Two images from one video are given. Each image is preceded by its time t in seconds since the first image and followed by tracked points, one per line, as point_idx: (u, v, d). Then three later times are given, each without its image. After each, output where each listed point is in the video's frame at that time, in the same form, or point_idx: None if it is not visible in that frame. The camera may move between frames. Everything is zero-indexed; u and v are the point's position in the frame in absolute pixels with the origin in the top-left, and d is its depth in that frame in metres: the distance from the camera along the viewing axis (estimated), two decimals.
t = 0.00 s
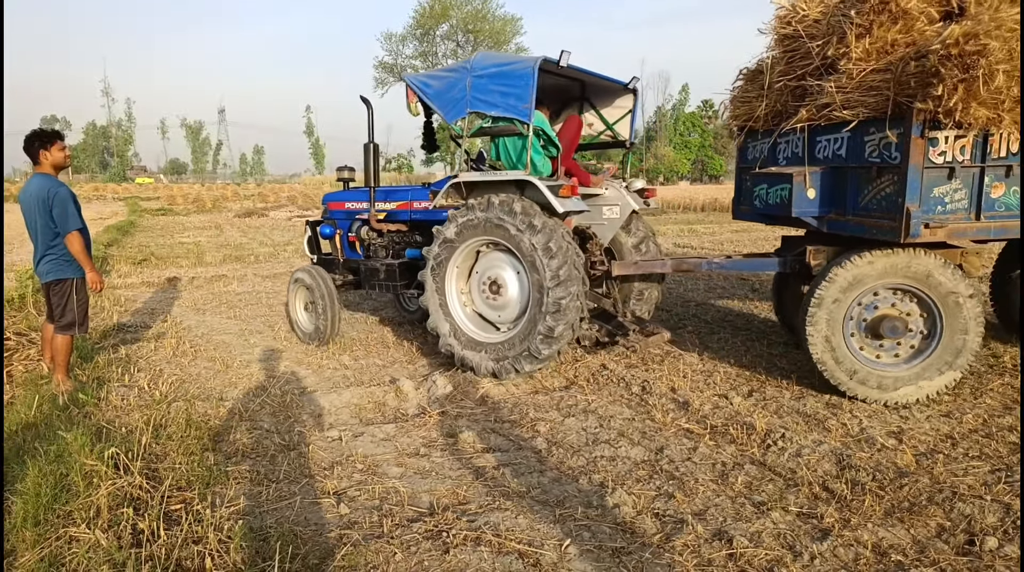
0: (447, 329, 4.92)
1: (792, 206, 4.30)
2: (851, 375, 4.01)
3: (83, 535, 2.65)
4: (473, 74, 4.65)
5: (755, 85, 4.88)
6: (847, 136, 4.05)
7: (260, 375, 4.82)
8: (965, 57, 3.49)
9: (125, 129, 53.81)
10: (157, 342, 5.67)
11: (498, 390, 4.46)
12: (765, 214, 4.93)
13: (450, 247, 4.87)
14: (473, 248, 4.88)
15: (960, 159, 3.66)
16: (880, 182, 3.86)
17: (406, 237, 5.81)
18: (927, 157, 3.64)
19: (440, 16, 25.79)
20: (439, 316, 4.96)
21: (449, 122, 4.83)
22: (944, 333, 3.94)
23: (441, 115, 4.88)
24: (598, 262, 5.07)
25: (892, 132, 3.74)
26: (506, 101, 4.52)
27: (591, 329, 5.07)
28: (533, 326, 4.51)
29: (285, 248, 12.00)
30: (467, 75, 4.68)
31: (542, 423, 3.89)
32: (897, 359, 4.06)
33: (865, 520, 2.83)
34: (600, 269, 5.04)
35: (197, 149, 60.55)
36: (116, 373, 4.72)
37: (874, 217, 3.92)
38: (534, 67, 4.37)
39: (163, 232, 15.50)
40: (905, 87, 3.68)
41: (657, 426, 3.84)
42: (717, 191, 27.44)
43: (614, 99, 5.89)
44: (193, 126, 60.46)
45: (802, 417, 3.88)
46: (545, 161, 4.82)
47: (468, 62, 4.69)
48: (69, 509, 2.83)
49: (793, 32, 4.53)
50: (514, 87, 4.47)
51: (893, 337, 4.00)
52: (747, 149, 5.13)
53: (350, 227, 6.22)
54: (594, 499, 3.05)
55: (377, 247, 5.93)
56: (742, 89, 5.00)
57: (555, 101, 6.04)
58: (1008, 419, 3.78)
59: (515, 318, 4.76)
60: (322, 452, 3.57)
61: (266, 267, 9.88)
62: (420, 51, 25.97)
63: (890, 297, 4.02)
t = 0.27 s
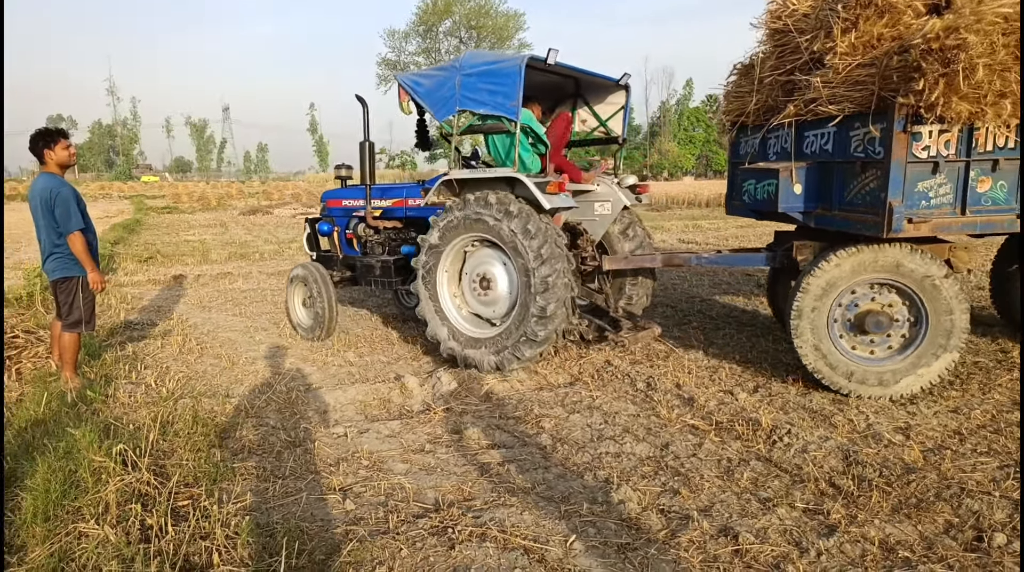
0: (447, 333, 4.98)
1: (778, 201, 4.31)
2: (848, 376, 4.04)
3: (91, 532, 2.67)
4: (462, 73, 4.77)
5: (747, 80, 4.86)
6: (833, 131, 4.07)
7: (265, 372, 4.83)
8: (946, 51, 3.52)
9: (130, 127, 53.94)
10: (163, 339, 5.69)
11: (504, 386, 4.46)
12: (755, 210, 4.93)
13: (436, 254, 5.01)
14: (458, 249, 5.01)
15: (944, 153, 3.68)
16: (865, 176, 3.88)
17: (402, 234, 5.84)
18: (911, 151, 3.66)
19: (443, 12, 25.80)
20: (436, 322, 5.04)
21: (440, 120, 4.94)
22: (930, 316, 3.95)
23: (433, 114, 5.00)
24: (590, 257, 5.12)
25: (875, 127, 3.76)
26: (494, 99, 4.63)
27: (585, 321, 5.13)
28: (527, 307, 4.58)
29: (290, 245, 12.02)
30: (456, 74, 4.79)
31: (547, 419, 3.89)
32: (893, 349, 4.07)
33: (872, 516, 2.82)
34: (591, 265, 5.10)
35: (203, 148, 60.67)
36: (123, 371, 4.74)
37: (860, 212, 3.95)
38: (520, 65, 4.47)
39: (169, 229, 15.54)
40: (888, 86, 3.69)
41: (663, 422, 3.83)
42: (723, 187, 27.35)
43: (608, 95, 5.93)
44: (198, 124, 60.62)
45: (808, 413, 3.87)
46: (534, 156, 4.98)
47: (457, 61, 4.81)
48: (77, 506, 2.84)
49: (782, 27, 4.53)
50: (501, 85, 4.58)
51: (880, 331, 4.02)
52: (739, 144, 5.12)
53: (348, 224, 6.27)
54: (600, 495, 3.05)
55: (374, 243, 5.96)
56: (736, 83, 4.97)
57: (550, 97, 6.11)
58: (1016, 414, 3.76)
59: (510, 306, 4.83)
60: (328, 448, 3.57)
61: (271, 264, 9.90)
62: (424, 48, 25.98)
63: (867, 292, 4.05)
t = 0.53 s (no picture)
0: (447, 338, 4.98)
1: (766, 203, 4.34)
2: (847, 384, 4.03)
3: (94, 525, 2.67)
4: (455, 75, 4.83)
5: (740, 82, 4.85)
6: (820, 135, 4.12)
7: (270, 368, 4.84)
8: (925, 58, 3.52)
9: (139, 121, 54.14)
10: (168, 333, 5.69)
11: (508, 385, 4.45)
12: (745, 213, 4.97)
13: (425, 263, 5.09)
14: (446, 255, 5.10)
15: (927, 159, 3.70)
16: (848, 181, 3.91)
17: (401, 233, 5.89)
18: (893, 156, 3.69)
19: (453, 11, 25.81)
20: (434, 331, 5.04)
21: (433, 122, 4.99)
22: (911, 309, 3.97)
23: (426, 116, 5.05)
24: (582, 259, 5.13)
25: (858, 132, 3.80)
26: (487, 101, 4.68)
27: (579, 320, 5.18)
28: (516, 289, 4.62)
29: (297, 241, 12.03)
30: (451, 77, 4.84)
31: (551, 419, 3.88)
32: (885, 348, 4.09)
33: (877, 522, 2.80)
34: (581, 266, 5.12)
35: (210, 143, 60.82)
36: (128, 364, 4.75)
37: (843, 215, 3.98)
38: (512, 68, 4.53)
39: (175, 225, 15.57)
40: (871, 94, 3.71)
41: (667, 424, 3.82)
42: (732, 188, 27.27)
43: (603, 98, 5.96)
44: (206, 120, 60.80)
45: (813, 417, 3.85)
46: (528, 158, 4.95)
47: (452, 64, 4.86)
48: (80, 499, 2.84)
49: (774, 31, 4.51)
50: (494, 87, 4.63)
51: (866, 335, 4.05)
52: (733, 146, 5.15)
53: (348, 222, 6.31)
54: (603, 496, 3.03)
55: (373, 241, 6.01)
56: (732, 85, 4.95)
57: (546, 99, 6.14)
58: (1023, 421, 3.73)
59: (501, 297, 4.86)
60: (331, 445, 3.57)
61: (277, 260, 9.91)
62: (432, 47, 25.99)
63: (844, 298, 4.11)
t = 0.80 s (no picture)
0: (448, 348, 4.96)
1: (751, 211, 4.35)
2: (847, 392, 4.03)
3: (97, 526, 2.68)
4: (448, 84, 4.86)
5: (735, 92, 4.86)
6: (806, 142, 4.12)
7: (274, 370, 4.84)
8: (905, 68, 3.52)
9: (147, 123, 54.40)
10: (173, 335, 5.71)
11: (512, 390, 4.44)
12: (736, 219, 4.97)
13: (417, 279, 5.13)
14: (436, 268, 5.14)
15: (909, 167, 3.69)
16: (833, 188, 3.91)
17: (398, 236, 5.99)
18: (875, 164, 3.68)
19: (460, 16, 25.89)
20: (433, 343, 5.04)
21: (426, 130, 5.04)
22: (889, 308, 3.96)
23: (419, 123, 5.10)
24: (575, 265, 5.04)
25: (840, 140, 3.80)
26: (478, 111, 4.72)
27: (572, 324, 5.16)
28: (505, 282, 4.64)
29: (303, 244, 12.06)
30: (443, 86, 4.88)
31: (554, 424, 3.88)
32: (875, 348, 4.08)
33: (881, 530, 2.78)
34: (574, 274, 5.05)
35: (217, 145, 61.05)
36: (133, 365, 4.76)
37: (828, 222, 3.97)
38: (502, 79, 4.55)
39: (181, 226, 15.62)
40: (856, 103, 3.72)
41: (671, 430, 3.81)
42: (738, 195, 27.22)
43: (600, 104, 5.97)
44: (214, 122, 61.06)
45: (818, 425, 3.84)
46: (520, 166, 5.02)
47: (444, 73, 4.89)
48: (84, 500, 2.85)
49: (766, 38, 4.57)
50: (485, 97, 4.66)
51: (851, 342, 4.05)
52: (725, 151, 5.14)
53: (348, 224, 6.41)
54: (606, 502, 3.03)
55: (372, 244, 6.11)
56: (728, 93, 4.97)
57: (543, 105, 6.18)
58: None
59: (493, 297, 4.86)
60: (335, 448, 3.57)
61: (283, 263, 9.94)
62: (440, 51, 26.07)
63: (823, 308, 4.12)
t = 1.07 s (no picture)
0: (449, 355, 4.96)
1: (738, 215, 4.46)
2: (844, 392, 4.06)
3: (101, 529, 2.68)
4: (440, 93, 4.95)
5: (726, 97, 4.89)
6: (790, 148, 4.18)
7: (278, 374, 4.85)
8: (882, 75, 3.54)
9: (152, 128, 54.63)
10: (177, 338, 5.73)
11: (515, 394, 4.45)
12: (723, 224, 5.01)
13: (409, 296, 5.21)
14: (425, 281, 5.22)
15: (890, 173, 3.74)
16: (815, 194, 3.97)
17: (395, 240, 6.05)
18: (855, 170, 3.74)
19: (464, 21, 25.96)
20: (432, 353, 5.04)
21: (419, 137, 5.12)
22: (864, 304, 4.00)
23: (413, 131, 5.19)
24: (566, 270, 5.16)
25: (822, 146, 3.86)
26: (468, 120, 4.81)
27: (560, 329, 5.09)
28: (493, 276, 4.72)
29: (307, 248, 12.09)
30: (435, 95, 4.97)
31: (557, 429, 3.88)
32: (862, 346, 4.09)
33: (884, 536, 2.78)
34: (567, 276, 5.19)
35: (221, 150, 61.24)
36: (137, 369, 4.78)
37: (810, 227, 4.03)
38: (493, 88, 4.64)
39: (185, 230, 15.66)
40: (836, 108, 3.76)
41: (674, 435, 3.81)
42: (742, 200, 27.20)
43: (593, 109, 5.99)
44: (218, 127, 61.29)
45: (822, 430, 3.84)
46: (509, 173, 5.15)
47: (436, 82, 4.99)
48: (88, 503, 2.86)
49: (756, 45, 4.62)
50: (475, 106, 4.76)
51: (836, 345, 4.08)
52: (717, 156, 5.20)
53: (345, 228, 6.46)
54: (609, 507, 3.02)
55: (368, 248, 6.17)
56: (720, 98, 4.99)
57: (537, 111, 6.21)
58: None
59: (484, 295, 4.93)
60: (338, 452, 3.58)
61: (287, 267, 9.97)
62: (444, 56, 26.15)
63: (801, 316, 4.18)
